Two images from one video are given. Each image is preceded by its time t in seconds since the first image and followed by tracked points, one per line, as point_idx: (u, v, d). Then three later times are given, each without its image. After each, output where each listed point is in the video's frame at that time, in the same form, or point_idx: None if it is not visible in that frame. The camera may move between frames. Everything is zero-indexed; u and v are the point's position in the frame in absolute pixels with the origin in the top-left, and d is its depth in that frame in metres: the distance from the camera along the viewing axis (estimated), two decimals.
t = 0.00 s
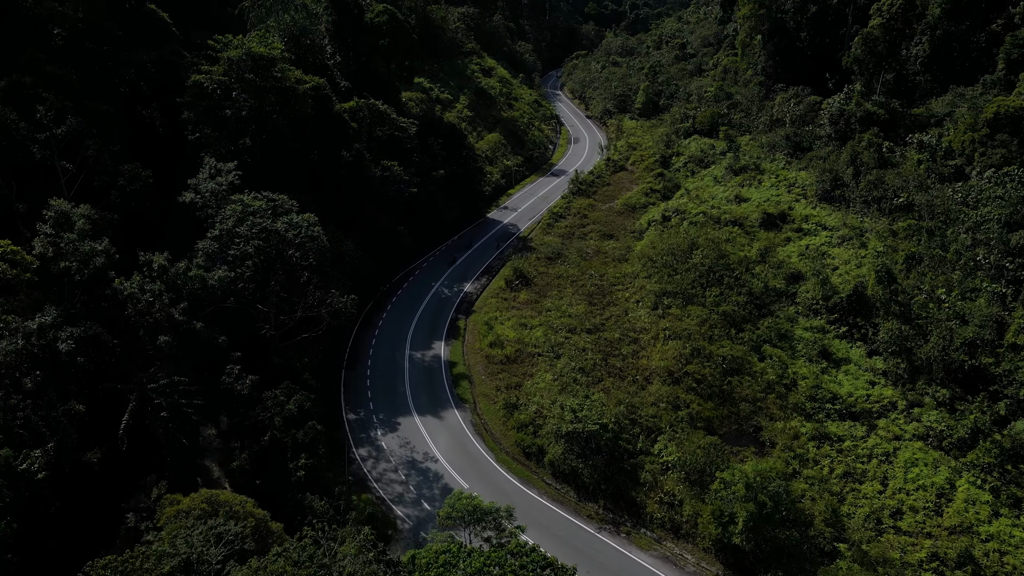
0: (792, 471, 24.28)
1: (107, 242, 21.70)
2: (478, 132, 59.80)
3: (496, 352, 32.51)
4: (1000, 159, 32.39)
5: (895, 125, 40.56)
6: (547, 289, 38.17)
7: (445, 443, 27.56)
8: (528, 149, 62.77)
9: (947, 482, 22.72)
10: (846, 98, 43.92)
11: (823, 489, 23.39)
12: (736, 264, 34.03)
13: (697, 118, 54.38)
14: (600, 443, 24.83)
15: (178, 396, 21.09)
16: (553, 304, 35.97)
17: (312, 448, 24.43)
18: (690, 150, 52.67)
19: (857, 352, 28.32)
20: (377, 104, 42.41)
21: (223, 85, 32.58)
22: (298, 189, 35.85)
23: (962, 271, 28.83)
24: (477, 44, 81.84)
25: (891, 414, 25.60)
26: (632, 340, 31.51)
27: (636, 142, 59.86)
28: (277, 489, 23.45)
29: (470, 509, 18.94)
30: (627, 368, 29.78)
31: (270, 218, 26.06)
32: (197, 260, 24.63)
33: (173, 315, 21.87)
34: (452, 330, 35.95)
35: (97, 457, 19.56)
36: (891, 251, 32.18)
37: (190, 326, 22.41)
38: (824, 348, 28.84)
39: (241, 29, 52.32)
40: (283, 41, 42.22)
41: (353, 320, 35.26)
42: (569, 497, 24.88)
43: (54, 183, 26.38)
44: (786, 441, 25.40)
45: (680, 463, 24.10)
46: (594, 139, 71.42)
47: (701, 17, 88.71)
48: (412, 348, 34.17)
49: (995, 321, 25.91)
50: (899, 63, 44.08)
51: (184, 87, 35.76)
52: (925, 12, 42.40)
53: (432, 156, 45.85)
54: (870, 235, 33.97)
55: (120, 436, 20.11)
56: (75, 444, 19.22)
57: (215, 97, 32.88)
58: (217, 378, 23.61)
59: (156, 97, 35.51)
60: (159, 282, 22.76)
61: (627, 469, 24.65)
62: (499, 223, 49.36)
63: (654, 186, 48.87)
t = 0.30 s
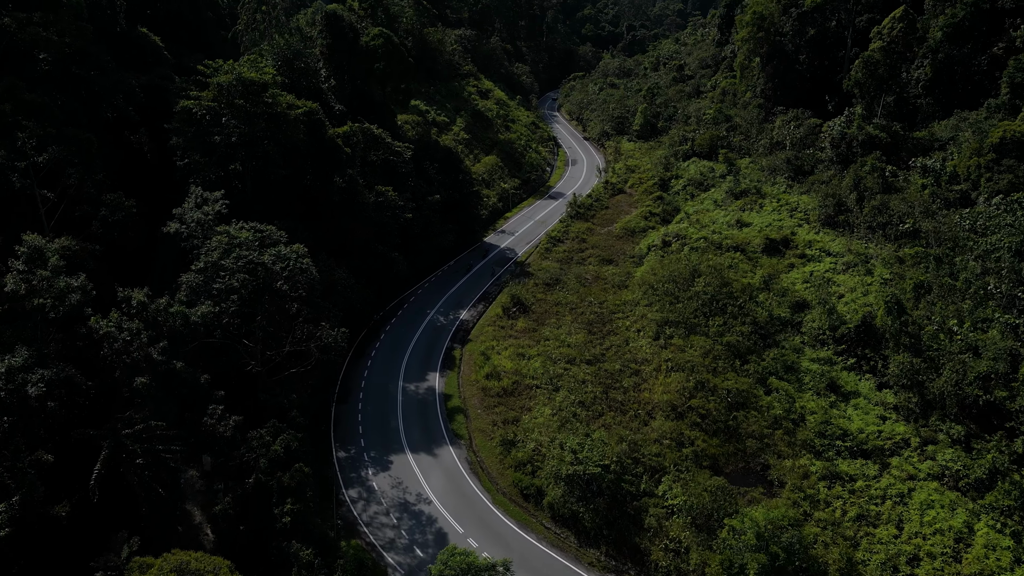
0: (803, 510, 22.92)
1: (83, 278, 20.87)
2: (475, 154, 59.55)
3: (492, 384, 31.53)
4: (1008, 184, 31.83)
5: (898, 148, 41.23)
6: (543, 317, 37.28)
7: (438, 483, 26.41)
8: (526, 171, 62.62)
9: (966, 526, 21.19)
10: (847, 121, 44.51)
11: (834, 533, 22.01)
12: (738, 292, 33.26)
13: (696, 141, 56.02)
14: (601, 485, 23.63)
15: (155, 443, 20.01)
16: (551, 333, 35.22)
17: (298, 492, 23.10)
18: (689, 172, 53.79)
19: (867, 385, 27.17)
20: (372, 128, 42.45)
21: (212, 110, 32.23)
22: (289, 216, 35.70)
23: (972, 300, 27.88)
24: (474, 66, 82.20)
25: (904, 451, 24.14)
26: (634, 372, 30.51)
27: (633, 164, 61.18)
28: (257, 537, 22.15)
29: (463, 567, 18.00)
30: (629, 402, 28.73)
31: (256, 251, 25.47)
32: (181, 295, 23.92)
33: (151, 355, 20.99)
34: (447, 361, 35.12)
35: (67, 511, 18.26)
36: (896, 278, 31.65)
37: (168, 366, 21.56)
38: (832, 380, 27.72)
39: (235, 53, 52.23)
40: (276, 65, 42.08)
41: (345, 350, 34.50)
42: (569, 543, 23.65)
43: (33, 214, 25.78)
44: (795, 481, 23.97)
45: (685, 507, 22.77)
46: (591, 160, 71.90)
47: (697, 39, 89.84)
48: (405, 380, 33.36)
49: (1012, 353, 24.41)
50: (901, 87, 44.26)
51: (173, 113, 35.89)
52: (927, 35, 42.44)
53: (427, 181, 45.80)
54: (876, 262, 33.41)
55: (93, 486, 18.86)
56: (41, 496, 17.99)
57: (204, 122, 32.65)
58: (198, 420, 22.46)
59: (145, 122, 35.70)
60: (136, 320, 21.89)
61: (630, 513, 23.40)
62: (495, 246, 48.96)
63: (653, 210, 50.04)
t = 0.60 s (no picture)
0: (812, 537, 21.90)
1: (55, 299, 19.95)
2: (470, 159, 58.54)
3: (487, 401, 30.50)
4: (1015, 192, 31.07)
5: (900, 154, 40.45)
6: (538, 330, 36.24)
7: (431, 508, 25.43)
8: (522, 176, 61.67)
9: (981, 554, 20.15)
10: (849, 126, 43.83)
11: (844, 560, 21.00)
12: (740, 304, 32.38)
13: (695, 146, 55.47)
14: (601, 512, 22.59)
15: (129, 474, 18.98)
16: (548, 345, 34.28)
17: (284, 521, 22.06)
18: (688, 177, 53.60)
19: (874, 402, 26.29)
20: (364, 135, 41.43)
21: (197, 118, 31.34)
22: (277, 226, 34.70)
23: (982, 313, 26.95)
24: (469, 69, 81.25)
25: (914, 473, 23.18)
26: (634, 388, 29.53)
27: (631, 169, 60.54)
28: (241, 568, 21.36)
29: None
30: (629, 420, 27.79)
31: (239, 268, 24.52)
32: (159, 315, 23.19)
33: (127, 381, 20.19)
34: (441, 375, 34.07)
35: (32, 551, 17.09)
36: (902, 288, 30.83)
37: (145, 392, 20.76)
38: (839, 398, 26.71)
39: (224, 58, 51.02)
40: (266, 70, 41.03)
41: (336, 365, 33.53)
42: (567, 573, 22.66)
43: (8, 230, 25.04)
44: (802, 504, 22.97)
45: (688, 535, 21.81)
46: (589, 164, 71.14)
47: (695, 41, 89.14)
48: (397, 397, 32.33)
49: None
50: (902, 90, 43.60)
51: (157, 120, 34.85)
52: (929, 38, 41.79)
53: (421, 188, 44.80)
54: (880, 271, 32.64)
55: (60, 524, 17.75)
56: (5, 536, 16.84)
57: (189, 130, 31.94)
58: (178, 447, 21.55)
59: (129, 130, 34.54)
60: (110, 343, 21.01)
61: (632, 541, 22.39)
62: (490, 254, 47.96)
63: (651, 216, 49.39)
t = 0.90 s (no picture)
0: (818, 563, 21.07)
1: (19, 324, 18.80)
2: (462, 164, 57.51)
3: (480, 418, 29.49)
4: (1019, 199, 30.45)
5: (899, 158, 40.03)
6: (532, 342, 35.22)
7: (421, 534, 24.51)
8: (515, 180, 60.71)
9: None
10: (846, 129, 43.55)
11: None
12: (740, 315, 31.57)
13: (691, 149, 55.27)
14: (599, 542, 21.61)
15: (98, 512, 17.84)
16: (543, 358, 33.28)
17: (266, 555, 20.96)
18: (683, 181, 53.02)
19: (879, 418, 25.49)
20: (352, 141, 40.38)
21: (178, 126, 29.94)
22: (262, 237, 33.51)
23: (988, 325, 26.22)
24: (461, 71, 80.18)
25: (922, 494, 22.36)
26: (631, 405, 28.59)
27: (625, 173, 59.86)
28: None
29: None
30: (627, 438, 26.88)
31: (219, 286, 23.49)
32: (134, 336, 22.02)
33: (96, 410, 18.98)
34: (432, 391, 32.97)
35: None
36: (906, 298, 30.07)
37: (116, 422, 19.49)
38: (843, 414, 25.92)
39: (209, 60, 49.69)
40: (252, 74, 39.77)
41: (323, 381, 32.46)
42: None
43: None
44: (808, 529, 22.09)
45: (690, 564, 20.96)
46: (583, 167, 70.38)
47: (688, 42, 88.55)
48: (386, 413, 31.28)
49: None
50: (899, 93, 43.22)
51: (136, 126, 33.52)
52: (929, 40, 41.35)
53: (411, 195, 43.53)
54: (882, 279, 31.87)
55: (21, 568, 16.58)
56: None
57: (169, 139, 30.35)
58: (153, 478, 20.40)
59: (108, 137, 33.17)
60: (80, 369, 19.84)
61: (631, 571, 21.43)
62: (483, 261, 46.91)
63: (647, 222, 48.73)
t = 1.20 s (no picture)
0: None
1: None
2: (453, 168, 56.40)
3: (471, 437, 28.43)
4: (1021, 206, 29.80)
5: (896, 162, 40.26)
6: (525, 355, 34.19)
7: (409, 562, 23.54)
8: (506, 185, 59.60)
9: None
10: (843, 131, 43.87)
11: None
12: (737, 326, 30.84)
13: (684, 153, 55.30)
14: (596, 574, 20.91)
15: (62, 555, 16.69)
16: (536, 372, 32.27)
17: None
18: (677, 186, 52.50)
19: (882, 435, 24.74)
20: (338, 147, 39.03)
21: (155, 135, 28.51)
22: (244, 249, 32.17)
23: (993, 337, 25.50)
24: (451, 73, 79.07)
25: (930, 516, 21.55)
26: (628, 423, 27.63)
27: (618, 177, 59.40)
28: None
29: None
30: (623, 458, 25.95)
31: (194, 307, 22.32)
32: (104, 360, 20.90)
33: (60, 444, 17.73)
34: (421, 408, 31.83)
35: None
36: (908, 309, 29.49)
37: (80, 457, 17.99)
38: (845, 430, 25.15)
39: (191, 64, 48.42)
40: (234, 79, 38.42)
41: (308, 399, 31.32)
42: None
43: None
44: (813, 555, 21.19)
45: None
46: (574, 171, 69.56)
47: (680, 44, 88.06)
48: (373, 432, 30.18)
49: None
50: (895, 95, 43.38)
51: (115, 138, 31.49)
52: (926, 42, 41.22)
53: (400, 203, 42.18)
54: (882, 289, 31.50)
55: None
56: None
57: (145, 148, 28.83)
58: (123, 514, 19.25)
59: (83, 145, 31.75)
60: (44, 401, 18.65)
61: None
62: (474, 270, 45.86)
63: (641, 228, 48.26)
